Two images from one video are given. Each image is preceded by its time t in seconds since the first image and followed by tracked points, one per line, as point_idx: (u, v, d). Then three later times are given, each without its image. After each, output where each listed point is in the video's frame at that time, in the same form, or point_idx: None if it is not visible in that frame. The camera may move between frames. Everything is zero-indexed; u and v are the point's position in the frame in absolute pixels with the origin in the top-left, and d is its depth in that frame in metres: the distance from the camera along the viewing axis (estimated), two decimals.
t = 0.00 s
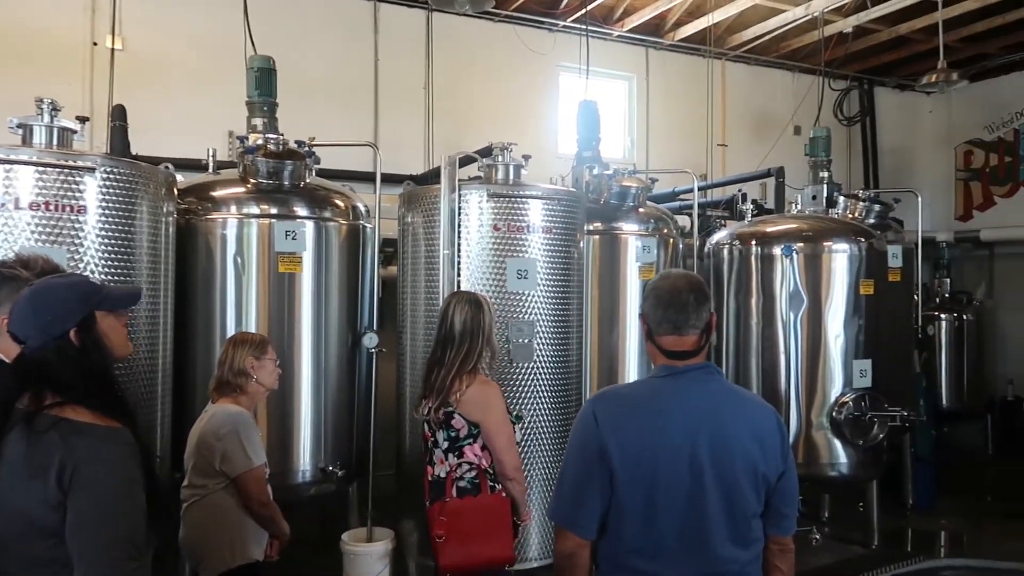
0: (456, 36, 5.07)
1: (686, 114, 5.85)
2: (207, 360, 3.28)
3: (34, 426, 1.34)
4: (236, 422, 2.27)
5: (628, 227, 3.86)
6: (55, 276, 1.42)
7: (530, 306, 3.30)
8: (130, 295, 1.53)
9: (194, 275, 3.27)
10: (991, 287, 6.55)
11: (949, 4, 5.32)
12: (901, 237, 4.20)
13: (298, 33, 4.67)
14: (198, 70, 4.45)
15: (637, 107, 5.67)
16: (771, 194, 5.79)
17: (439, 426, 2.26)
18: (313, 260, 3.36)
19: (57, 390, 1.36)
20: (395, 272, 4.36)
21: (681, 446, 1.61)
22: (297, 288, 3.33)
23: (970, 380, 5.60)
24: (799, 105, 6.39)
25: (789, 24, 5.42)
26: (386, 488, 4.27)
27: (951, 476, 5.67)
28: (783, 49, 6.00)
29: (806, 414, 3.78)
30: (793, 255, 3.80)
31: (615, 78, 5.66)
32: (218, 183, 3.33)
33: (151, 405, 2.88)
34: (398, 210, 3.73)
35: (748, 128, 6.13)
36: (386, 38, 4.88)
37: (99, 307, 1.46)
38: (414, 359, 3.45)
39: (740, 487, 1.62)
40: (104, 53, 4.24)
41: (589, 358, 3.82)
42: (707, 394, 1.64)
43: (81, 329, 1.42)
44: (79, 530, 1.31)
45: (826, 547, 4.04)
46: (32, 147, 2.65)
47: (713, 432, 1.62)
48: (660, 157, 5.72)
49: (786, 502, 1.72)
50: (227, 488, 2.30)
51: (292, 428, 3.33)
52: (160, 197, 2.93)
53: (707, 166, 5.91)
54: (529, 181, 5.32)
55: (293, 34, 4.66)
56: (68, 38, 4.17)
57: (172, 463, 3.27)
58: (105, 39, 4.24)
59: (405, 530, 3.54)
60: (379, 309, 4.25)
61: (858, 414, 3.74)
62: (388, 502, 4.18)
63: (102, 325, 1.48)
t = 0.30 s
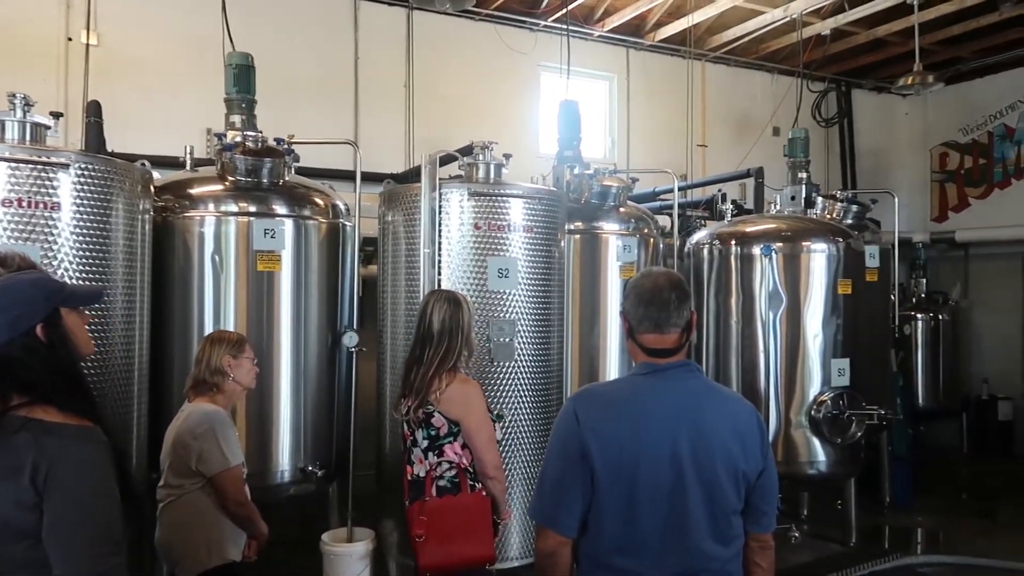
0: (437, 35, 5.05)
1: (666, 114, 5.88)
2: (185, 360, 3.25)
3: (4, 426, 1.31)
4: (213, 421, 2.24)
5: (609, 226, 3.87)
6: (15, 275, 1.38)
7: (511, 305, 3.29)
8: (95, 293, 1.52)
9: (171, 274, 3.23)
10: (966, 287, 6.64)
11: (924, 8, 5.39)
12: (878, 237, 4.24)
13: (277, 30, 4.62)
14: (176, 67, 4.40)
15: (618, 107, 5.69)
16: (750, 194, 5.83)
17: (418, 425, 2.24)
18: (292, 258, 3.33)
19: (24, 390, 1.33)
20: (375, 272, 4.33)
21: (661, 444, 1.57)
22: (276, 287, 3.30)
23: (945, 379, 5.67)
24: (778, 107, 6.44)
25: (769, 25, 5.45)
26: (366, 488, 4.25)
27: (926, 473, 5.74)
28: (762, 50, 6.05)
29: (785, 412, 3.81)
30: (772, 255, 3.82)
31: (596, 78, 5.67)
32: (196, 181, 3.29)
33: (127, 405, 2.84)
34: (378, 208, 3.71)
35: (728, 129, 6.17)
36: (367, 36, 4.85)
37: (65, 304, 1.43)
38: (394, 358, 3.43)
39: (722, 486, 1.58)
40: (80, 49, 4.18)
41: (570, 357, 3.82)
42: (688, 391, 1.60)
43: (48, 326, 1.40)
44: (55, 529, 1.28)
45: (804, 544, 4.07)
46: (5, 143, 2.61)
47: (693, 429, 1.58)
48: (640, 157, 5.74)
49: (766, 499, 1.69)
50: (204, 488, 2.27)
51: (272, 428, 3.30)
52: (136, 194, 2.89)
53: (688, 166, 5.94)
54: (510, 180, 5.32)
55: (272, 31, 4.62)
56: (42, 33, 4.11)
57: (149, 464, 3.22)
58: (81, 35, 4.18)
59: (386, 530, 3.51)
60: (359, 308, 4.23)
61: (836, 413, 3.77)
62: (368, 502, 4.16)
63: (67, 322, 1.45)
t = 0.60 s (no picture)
0: (412, 32, 5.03)
1: (642, 113, 5.91)
2: (156, 358, 3.20)
3: None
4: (181, 420, 2.21)
5: (585, 225, 3.87)
6: None
7: (486, 303, 3.29)
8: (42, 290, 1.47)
9: (141, 272, 3.18)
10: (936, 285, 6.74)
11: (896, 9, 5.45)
12: (850, 236, 4.29)
13: (250, 26, 4.58)
14: (146, 62, 4.34)
15: (594, 106, 5.70)
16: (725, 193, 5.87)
17: (392, 423, 2.23)
18: (265, 256, 3.30)
19: None
20: (350, 270, 4.30)
21: (634, 439, 1.55)
22: (249, 286, 3.26)
23: (916, 375, 5.76)
24: (752, 106, 6.49)
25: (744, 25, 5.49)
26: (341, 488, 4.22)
27: (898, 469, 5.81)
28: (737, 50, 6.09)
29: (759, 409, 3.84)
30: (746, 252, 3.86)
31: (572, 77, 5.68)
32: (167, 178, 3.24)
33: (96, 405, 2.79)
34: (353, 206, 3.68)
35: (703, 129, 6.21)
36: (342, 33, 4.82)
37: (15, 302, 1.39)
38: (370, 357, 3.41)
39: (695, 480, 1.57)
40: (48, 44, 4.10)
41: (546, 355, 3.82)
42: (661, 387, 1.58)
43: None
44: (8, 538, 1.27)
45: (778, 540, 4.11)
46: None
47: (666, 424, 1.56)
48: (616, 156, 5.76)
49: (739, 494, 1.67)
50: (172, 489, 2.24)
51: (245, 427, 3.27)
52: (104, 191, 2.84)
53: (663, 165, 5.96)
54: (485, 177, 5.31)
55: (245, 27, 4.57)
56: (8, 27, 4.03)
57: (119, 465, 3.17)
58: (49, 29, 4.10)
59: (360, 530, 3.48)
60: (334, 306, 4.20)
61: (809, 409, 3.81)
62: (343, 502, 4.13)
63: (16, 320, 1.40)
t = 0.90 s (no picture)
0: (385, 27, 5.00)
1: (615, 111, 5.93)
2: (122, 355, 3.15)
3: None
4: (145, 418, 2.18)
5: (557, 221, 3.88)
6: None
7: (458, 299, 3.28)
8: None
9: (107, 268, 3.13)
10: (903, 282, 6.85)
11: (865, 9, 5.53)
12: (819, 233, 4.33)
13: (220, 19, 4.52)
14: (113, 55, 4.26)
15: (567, 102, 5.71)
16: (697, 191, 5.91)
17: (361, 420, 2.22)
18: (235, 252, 3.26)
19: None
20: (321, 267, 4.27)
21: (602, 435, 1.55)
22: (218, 282, 3.22)
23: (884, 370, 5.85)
24: (724, 105, 6.55)
25: (715, 24, 5.54)
26: (312, 486, 4.20)
27: (866, 463, 5.91)
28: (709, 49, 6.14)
29: (730, 405, 3.88)
30: (717, 249, 3.89)
31: (545, 74, 5.68)
32: (134, 172, 3.19)
33: (61, 403, 2.74)
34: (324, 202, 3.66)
35: (675, 126, 6.25)
36: (313, 27, 4.78)
37: None
38: (341, 353, 3.39)
39: (662, 475, 1.58)
40: (10, 35, 4.01)
41: (519, 351, 3.82)
42: (629, 382, 1.59)
43: None
44: None
45: (747, 534, 4.16)
46: None
47: (635, 417, 1.56)
48: (589, 153, 5.78)
49: (707, 485, 1.68)
50: (136, 487, 2.21)
51: (214, 426, 3.23)
52: (69, 185, 2.79)
53: (635, 162, 5.99)
54: (458, 174, 5.29)
55: (215, 20, 4.51)
56: None
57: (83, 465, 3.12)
58: (12, 20, 4.01)
59: (331, 528, 3.46)
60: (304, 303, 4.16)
61: (779, 404, 3.85)
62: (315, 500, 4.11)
63: None
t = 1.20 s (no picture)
0: (360, 21, 4.97)
1: (590, 109, 5.95)
2: (91, 352, 3.10)
3: None
4: (113, 415, 2.15)
5: (533, 218, 3.88)
6: None
7: (433, 296, 3.27)
8: None
9: (75, 263, 3.08)
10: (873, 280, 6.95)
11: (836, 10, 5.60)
12: (791, 232, 4.38)
13: (192, 12, 4.45)
14: (82, 48, 4.20)
15: (543, 100, 5.71)
16: (671, 189, 5.96)
17: (332, 416, 2.21)
18: (206, 248, 3.23)
19: None
20: (295, 263, 4.24)
21: (574, 430, 1.56)
22: (189, 278, 3.19)
23: (855, 367, 5.93)
24: (698, 103, 6.59)
25: (690, 24, 5.57)
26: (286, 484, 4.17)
27: (837, 458, 5.99)
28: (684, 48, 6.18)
29: (703, 401, 3.91)
30: (691, 247, 3.91)
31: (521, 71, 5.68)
32: (103, 167, 3.14)
33: (27, 402, 2.69)
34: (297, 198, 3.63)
35: (651, 125, 6.29)
36: (287, 22, 4.74)
37: None
38: (314, 350, 3.36)
39: (634, 469, 1.59)
40: None
41: (494, 349, 3.83)
42: (601, 378, 1.59)
43: None
44: None
45: (720, 529, 4.20)
46: None
47: (607, 412, 1.57)
48: (565, 151, 5.79)
49: (678, 480, 1.70)
50: (104, 485, 2.17)
51: (186, 424, 3.19)
52: (35, 179, 2.74)
53: (610, 160, 6.02)
54: (433, 170, 5.28)
55: (186, 13, 4.45)
56: None
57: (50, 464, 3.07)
58: None
59: (304, 526, 3.44)
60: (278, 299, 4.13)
61: (751, 400, 3.89)
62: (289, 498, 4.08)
63: None
